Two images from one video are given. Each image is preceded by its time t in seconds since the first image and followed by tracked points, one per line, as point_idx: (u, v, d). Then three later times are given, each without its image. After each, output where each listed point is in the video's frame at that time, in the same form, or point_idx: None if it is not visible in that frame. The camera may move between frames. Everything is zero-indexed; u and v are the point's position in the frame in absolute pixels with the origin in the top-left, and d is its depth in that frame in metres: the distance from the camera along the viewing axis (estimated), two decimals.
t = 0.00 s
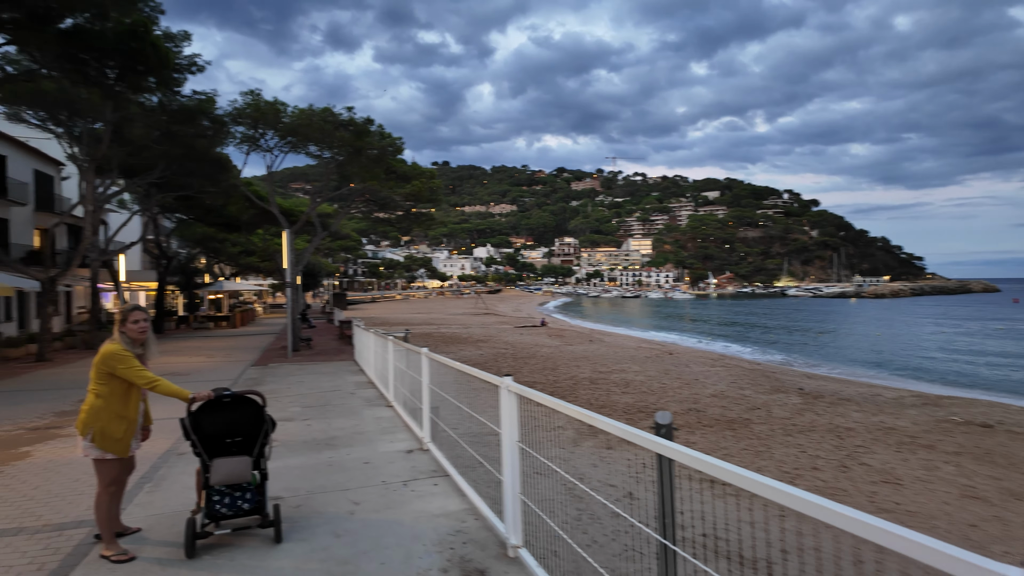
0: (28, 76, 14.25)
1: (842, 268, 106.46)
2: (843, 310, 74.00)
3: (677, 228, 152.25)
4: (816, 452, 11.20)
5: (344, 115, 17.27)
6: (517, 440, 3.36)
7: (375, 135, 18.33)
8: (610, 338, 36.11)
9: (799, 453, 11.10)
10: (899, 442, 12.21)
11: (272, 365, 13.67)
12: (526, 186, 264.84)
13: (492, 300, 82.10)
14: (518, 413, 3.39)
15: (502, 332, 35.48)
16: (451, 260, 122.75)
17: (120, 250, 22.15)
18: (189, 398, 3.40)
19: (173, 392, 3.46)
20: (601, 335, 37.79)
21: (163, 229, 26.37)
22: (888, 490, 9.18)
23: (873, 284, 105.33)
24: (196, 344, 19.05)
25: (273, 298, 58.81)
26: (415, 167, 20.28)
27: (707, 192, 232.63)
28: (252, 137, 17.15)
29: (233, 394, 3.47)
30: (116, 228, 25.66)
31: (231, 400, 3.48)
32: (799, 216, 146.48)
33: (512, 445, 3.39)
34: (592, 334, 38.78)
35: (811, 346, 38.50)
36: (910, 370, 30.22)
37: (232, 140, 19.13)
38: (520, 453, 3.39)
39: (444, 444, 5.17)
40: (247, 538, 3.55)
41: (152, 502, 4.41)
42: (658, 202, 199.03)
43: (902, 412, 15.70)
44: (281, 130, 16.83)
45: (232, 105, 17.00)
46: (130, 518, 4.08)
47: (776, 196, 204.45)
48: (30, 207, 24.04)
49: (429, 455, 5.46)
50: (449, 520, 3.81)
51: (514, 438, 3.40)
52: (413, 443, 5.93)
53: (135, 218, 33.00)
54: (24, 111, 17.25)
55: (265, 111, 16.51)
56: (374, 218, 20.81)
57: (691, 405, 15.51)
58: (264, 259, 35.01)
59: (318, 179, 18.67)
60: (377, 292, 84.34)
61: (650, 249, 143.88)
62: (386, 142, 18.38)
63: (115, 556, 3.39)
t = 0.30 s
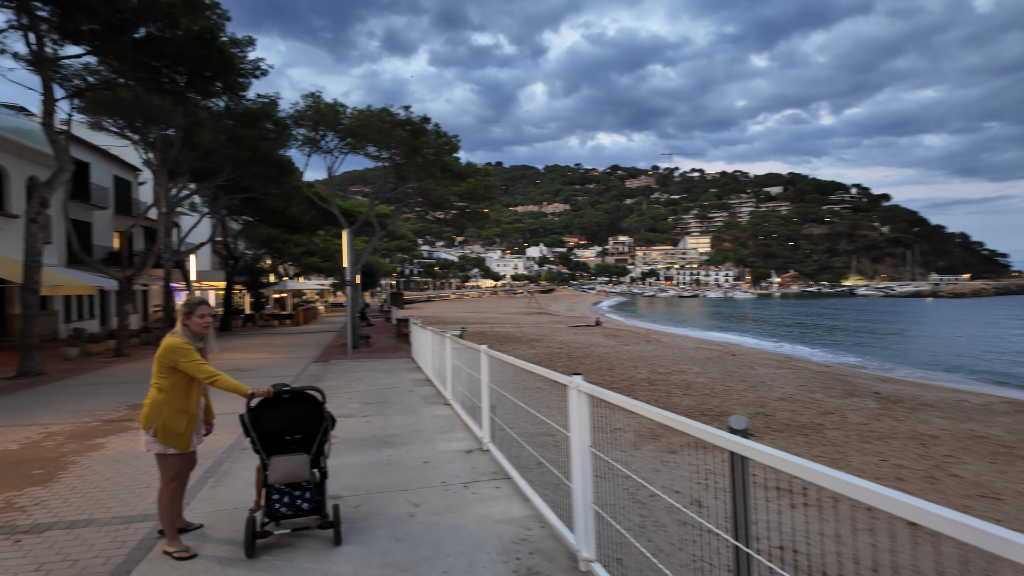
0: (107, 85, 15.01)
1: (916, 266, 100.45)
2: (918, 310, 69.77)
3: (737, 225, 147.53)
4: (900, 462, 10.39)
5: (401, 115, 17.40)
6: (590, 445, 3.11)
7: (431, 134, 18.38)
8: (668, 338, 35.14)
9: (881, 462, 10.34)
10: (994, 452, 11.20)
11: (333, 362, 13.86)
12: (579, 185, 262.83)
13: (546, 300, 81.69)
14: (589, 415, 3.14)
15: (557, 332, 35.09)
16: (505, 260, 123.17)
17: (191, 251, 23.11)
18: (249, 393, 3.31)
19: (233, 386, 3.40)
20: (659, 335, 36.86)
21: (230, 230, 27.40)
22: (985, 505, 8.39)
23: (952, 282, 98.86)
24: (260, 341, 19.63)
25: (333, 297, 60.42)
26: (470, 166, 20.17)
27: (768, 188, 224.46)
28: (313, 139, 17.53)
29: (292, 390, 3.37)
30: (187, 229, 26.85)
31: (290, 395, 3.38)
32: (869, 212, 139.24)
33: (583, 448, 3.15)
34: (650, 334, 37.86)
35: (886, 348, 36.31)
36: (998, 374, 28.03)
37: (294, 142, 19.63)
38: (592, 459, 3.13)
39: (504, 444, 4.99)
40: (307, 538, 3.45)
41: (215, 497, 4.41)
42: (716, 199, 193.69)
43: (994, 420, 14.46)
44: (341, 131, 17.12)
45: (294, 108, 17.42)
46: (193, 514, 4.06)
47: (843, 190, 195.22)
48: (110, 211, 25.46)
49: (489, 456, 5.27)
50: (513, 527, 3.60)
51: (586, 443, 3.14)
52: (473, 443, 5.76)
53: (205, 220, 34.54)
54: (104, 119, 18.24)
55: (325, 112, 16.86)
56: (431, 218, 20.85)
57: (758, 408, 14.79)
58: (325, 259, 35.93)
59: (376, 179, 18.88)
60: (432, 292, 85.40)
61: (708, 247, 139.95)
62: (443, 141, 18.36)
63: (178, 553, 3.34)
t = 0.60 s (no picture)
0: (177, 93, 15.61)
1: (1001, 263, 93.60)
2: (1005, 311, 64.86)
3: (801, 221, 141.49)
4: (996, 478, 9.47)
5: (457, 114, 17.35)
6: (666, 468, 2.85)
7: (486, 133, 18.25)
8: (730, 339, 33.86)
9: (974, 477, 9.45)
10: None
11: (389, 361, 13.91)
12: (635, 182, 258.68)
13: (601, 299, 80.63)
14: (665, 436, 2.86)
15: (614, 332, 34.40)
16: (559, 259, 122.46)
17: (256, 252, 23.87)
18: (300, 401, 3.15)
19: (284, 391, 3.26)
20: (719, 336, 35.59)
21: (293, 232, 28.23)
22: None
23: None
24: (320, 340, 20.04)
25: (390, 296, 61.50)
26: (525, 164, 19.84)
27: (836, 181, 214.48)
28: (371, 141, 17.74)
29: (344, 398, 3.19)
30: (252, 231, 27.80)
31: (342, 404, 3.20)
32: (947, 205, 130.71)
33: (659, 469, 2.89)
34: (710, 334, 36.61)
35: (970, 351, 33.83)
36: None
37: (352, 145, 19.95)
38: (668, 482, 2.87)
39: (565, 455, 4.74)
40: (360, 553, 3.28)
41: (269, 503, 4.34)
42: (779, 193, 186.22)
43: None
44: (397, 132, 17.24)
45: (352, 111, 17.67)
46: (246, 521, 3.98)
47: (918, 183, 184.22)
48: (182, 214, 26.65)
49: (548, 467, 5.03)
50: (577, 551, 3.34)
51: (662, 465, 2.88)
52: (530, 451, 5.50)
53: (269, 222, 35.72)
54: (176, 126, 19.03)
55: (382, 114, 17.01)
56: (486, 218, 20.73)
57: (831, 416, 13.91)
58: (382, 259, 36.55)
59: (432, 178, 18.92)
60: (486, 292, 85.70)
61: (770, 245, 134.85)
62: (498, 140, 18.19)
63: (230, 564, 3.25)
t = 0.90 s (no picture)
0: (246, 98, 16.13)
1: None
2: None
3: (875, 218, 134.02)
4: None
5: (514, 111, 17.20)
6: (758, 484, 2.55)
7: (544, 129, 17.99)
8: (799, 342, 32.26)
9: None
10: None
11: (447, 360, 13.88)
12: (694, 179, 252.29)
13: (660, 300, 78.83)
14: (758, 448, 2.56)
15: (674, 333, 33.42)
16: (617, 259, 120.85)
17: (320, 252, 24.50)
18: (355, 398, 3.00)
19: (340, 386, 3.12)
20: (787, 338, 33.94)
21: (354, 233, 28.85)
22: None
23: None
24: (380, 338, 20.31)
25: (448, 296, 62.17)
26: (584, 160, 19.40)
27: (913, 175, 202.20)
28: (429, 141, 17.82)
29: (401, 396, 3.02)
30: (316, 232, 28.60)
31: (400, 402, 3.02)
32: None
33: (747, 482, 2.60)
34: (777, 336, 35.02)
35: None
36: None
37: (411, 145, 20.14)
38: (760, 498, 2.58)
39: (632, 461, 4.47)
40: (417, 562, 3.11)
41: (327, 502, 4.25)
42: (850, 189, 177.29)
43: None
44: (456, 131, 17.23)
45: (411, 111, 17.81)
46: (303, 522, 3.89)
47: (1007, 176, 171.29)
48: (251, 216, 27.70)
49: (613, 474, 4.75)
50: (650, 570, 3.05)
51: (753, 481, 2.57)
52: (593, 456, 5.22)
53: (332, 223, 36.67)
54: (244, 131, 19.74)
55: (440, 114, 17.03)
56: (544, 217, 20.47)
57: (917, 425, 12.89)
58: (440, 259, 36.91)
59: (489, 176, 18.81)
60: (543, 292, 85.33)
61: (841, 243, 128.42)
62: (557, 136, 17.88)
63: (285, 566, 3.15)
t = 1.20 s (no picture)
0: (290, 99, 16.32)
1: None
2: None
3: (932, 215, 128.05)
4: None
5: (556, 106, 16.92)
6: (851, 512, 2.23)
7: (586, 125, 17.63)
8: (852, 344, 30.91)
9: None
10: None
11: (487, 360, 13.71)
12: (738, 177, 246.50)
13: (703, 300, 77.06)
14: (850, 470, 2.23)
15: (719, 334, 32.49)
16: (658, 258, 118.90)
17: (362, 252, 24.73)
18: (393, 404, 2.79)
19: (376, 385, 2.91)
20: (839, 340, 32.59)
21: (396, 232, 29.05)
22: None
23: None
24: (420, 337, 20.32)
25: (487, 296, 62.22)
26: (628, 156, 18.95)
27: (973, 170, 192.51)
28: (470, 140, 17.71)
29: (441, 402, 2.79)
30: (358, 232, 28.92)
31: (440, 409, 2.80)
32: None
33: (834, 509, 2.29)
34: (827, 338, 33.66)
35: None
36: None
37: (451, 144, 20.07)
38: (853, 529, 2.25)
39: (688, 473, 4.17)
40: None
41: (364, 510, 4.08)
42: (905, 185, 169.76)
43: None
44: (496, 129, 17.05)
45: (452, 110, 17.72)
46: (340, 531, 3.73)
47: None
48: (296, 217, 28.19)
49: (666, 486, 4.46)
50: None
51: (846, 509, 2.24)
52: (644, 467, 4.90)
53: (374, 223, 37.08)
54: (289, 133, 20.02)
55: (481, 112, 16.88)
56: (585, 215, 20.11)
57: (988, 434, 12.03)
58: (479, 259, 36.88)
59: (530, 174, 18.58)
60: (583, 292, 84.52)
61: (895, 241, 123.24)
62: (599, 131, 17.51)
63: None
